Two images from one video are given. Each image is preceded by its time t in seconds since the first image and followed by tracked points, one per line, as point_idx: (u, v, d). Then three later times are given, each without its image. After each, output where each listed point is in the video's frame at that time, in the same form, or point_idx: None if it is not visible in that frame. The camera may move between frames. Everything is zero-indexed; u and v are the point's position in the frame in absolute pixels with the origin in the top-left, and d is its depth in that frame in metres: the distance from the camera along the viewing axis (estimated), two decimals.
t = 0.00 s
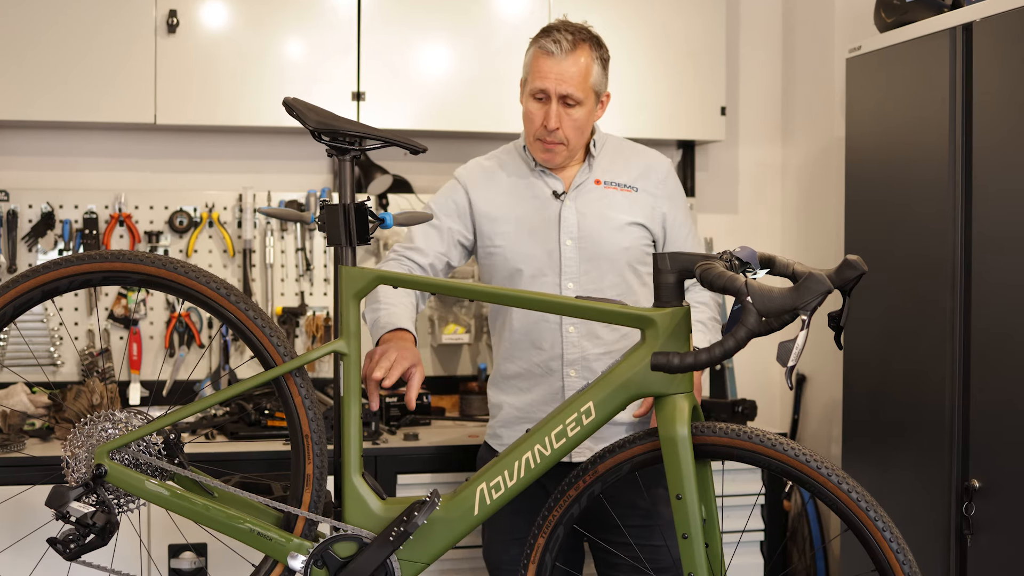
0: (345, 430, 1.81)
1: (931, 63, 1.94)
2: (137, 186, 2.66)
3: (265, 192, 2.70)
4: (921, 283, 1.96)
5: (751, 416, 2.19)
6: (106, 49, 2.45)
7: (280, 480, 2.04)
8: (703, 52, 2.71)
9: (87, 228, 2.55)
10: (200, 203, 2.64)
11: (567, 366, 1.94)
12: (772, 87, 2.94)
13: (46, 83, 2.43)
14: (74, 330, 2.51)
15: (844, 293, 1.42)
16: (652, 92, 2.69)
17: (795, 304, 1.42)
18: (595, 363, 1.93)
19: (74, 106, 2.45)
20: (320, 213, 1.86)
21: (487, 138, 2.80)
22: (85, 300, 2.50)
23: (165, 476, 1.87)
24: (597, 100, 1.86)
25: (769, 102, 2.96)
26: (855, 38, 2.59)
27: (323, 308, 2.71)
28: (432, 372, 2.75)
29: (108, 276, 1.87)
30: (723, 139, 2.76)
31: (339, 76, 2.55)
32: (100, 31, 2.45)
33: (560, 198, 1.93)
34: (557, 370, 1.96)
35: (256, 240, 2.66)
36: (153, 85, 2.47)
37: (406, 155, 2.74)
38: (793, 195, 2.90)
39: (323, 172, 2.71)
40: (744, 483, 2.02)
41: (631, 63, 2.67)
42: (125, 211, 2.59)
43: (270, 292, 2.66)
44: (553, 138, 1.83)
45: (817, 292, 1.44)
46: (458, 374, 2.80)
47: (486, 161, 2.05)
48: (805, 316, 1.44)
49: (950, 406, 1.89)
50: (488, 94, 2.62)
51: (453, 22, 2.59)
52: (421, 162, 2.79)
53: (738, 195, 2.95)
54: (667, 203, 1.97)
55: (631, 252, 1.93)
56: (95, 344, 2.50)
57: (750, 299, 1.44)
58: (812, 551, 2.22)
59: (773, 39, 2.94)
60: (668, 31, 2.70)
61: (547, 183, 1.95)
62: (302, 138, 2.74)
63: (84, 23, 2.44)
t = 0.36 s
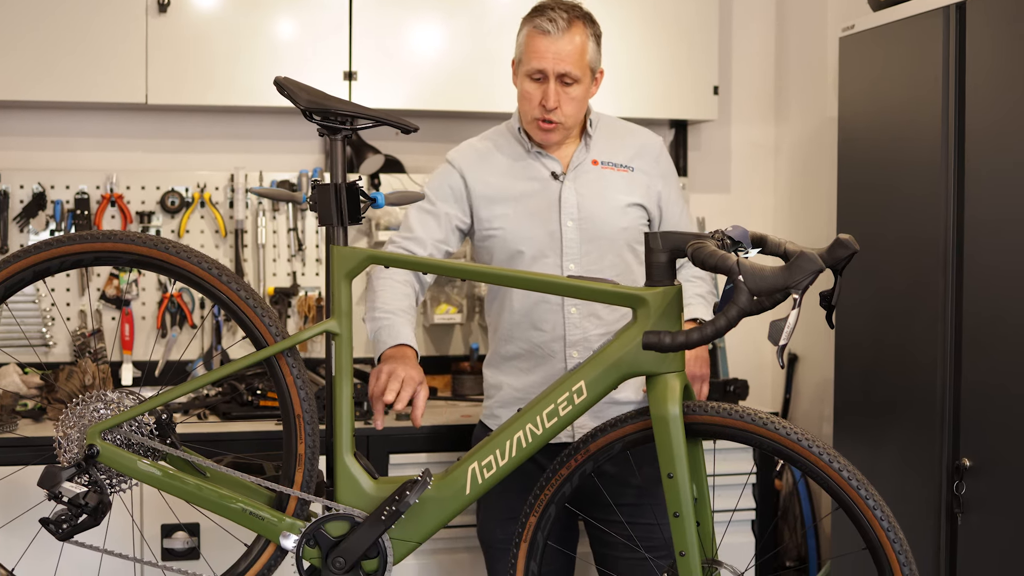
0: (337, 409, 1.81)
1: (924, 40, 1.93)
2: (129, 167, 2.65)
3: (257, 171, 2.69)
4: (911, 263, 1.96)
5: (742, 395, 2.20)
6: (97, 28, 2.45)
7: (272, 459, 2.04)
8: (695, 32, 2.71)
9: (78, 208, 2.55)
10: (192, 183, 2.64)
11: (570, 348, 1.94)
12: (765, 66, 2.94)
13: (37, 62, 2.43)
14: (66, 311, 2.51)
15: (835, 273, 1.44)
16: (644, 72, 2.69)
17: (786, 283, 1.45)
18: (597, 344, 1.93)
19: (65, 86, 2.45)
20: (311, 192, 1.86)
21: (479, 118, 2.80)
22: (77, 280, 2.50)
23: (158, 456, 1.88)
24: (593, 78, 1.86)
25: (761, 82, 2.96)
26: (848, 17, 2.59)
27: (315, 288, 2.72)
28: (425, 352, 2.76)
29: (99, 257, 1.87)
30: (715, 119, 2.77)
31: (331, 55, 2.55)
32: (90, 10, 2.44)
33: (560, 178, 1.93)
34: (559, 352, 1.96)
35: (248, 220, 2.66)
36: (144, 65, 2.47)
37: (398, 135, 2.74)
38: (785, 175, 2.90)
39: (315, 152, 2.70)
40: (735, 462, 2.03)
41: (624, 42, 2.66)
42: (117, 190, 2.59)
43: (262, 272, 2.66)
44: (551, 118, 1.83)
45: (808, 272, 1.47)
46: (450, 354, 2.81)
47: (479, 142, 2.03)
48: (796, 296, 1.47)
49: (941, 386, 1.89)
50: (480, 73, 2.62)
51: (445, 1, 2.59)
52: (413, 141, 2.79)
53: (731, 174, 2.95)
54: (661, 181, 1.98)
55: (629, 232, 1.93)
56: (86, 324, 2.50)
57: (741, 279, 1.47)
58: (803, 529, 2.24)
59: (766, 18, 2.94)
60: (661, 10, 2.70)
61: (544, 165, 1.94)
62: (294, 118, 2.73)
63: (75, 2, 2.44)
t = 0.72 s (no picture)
0: (313, 384, 1.81)
1: (898, 11, 1.93)
2: (102, 141, 2.63)
3: (231, 146, 2.68)
4: (886, 239, 1.97)
5: (718, 369, 2.21)
6: None
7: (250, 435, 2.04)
8: (671, 5, 2.71)
9: (52, 183, 2.53)
10: (166, 158, 2.63)
11: (550, 324, 1.94)
12: (742, 41, 2.94)
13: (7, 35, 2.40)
14: (39, 287, 2.49)
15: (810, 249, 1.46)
16: (620, 45, 2.68)
17: (761, 259, 1.49)
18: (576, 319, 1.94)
19: (36, 58, 2.43)
20: (286, 166, 1.86)
21: (454, 93, 2.79)
22: (50, 255, 2.48)
23: (133, 431, 1.87)
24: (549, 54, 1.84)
25: (738, 57, 2.96)
26: None
27: (291, 263, 2.71)
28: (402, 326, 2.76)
29: (72, 232, 1.87)
30: (691, 94, 2.77)
31: (306, 29, 2.54)
32: None
33: (531, 155, 1.91)
34: (539, 329, 1.96)
35: (222, 195, 2.65)
36: (117, 38, 2.45)
37: (374, 109, 2.73)
38: (761, 151, 2.91)
39: (290, 126, 2.69)
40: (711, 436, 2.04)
41: (599, 16, 2.66)
42: (90, 165, 2.58)
43: (237, 247, 2.65)
44: (508, 95, 1.82)
45: (784, 247, 1.51)
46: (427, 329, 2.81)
47: (448, 126, 2.00)
48: (772, 270, 1.51)
49: (915, 360, 1.91)
50: (455, 46, 2.61)
51: None
52: (388, 115, 2.78)
53: (707, 149, 2.96)
54: (636, 147, 1.96)
55: (606, 204, 1.93)
56: (60, 300, 2.48)
57: (717, 254, 1.51)
58: (777, 503, 2.25)
59: None
60: None
61: (514, 143, 1.93)
62: (268, 92, 2.72)
63: None
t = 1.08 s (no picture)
0: (300, 351, 1.81)
1: None
2: (87, 108, 2.61)
3: (217, 113, 2.66)
4: (872, 207, 1.97)
5: (706, 336, 2.20)
6: None
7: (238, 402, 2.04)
8: None
9: (37, 149, 2.52)
10: (152, 125, 2.61)
11: (537, 291, 1.94)
12: (730, 8, 2.93)
13: None
14: (25, 255, 2.47)
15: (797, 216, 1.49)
16: (607, 10, 2.67)
17: (749, 225, 1.51)
18: (564, 286, 1.94)
19: (19, 23, 2.40)
20: (272, 134, 1.85)
21: (441, 59, 2.78)
22: (36, 222, 2.46)
23: (119, 399, 1.87)
24: (536, 15, 1.84)
25: (726, 23, 2.95)
26: None
27: (278, 231, 2.70)
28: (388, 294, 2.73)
29: (57, 198, 1.86)
30: (679, 61, 2.76)
31: None
32: None
33: (518, 122, 1.91)
34: (527, 296, 1.96)
35: (209, 162, 2.64)
36: (101, 5, 2.43)
37: (360, 76, 2.72)
38: (748, 118, 2.91)
39: (276, 93, 2.68)
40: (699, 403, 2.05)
41: None
42: (75, 132, 2.56)
43: (223, 214, 2.65)
44: (498, 57, 1.81)
45: (770, 213, 1.52)
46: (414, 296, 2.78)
47: (434, 93, 1.99)
48: (759, 237, 1.52)
49: (901, 328, 1.90)
50: (441, 11, 2.60)
51: None
52: (375, 82, 2.77)
53: (695, 116, 2.95)
54: (623, 113, 1.96)
55: (593, 171, 1.93)
56: (46, 268, 2.47)
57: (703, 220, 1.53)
58: (765, 469, 2.26)
59: None
60: None
61: (501, 110, 1.92)
62: (255, 59, 2.70)
63: None
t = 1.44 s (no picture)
0: (295, 327, 1.80)
1: None
2: (80, 84, 2.60)
3: (211, 88, 2.65)
4: (866, 185, 1.97)
5: (701, 312, 2.20)
6: None
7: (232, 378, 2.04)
8: None
9: (29, 125, 2.51)
10: (145, 100, 2.60)
11: (530, 267, 1.95)
12: None
13: None
14: (19, 230, 2.47)
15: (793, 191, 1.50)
16: None
17: (744, 201, 1.51)
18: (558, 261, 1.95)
19: None
20: (266, 108, 1.85)
21: (436, 34, 2.77)
22: (29, 198, 2.45)
23: (114, 374, 1.86)
24: None
25: None
26: None
27: (272, 206, 2.70)
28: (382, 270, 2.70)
29: (50, 173, 1.85)
30: (674, 36, 2.75)
31: None
32: None
33: (511, 98, 1.91)
34: (520, 273, 1.96)
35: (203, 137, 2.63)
36: None
37: (354, 50, 2.71)
38: (744, 94, 2.90)
39: (270, 68, 2.67)
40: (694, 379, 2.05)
41: None
42: (68, 107, 2.55)
43: (217, 190, 2.64)
44: (487, 28, 1.81)
45: (766, 189, 1.52)
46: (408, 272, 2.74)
47: (428, 68, 1.98)
48: (754, 212, 1.52)
49: (896, 305, 1.91)
50: None
51: None
52: (369, 57, 2.76)
53: (690, 92, 2.94)
54: (618, 88, 1.96)
55: (587, 146, 1.93)
56: (39, 244, 2.46)
57: (699, 196, 1.54)
58: (759, 445, 2.26)
59: None
60: None
61: (495, 85, 1.92)
62: (248, 33, 2.68)
63: None
